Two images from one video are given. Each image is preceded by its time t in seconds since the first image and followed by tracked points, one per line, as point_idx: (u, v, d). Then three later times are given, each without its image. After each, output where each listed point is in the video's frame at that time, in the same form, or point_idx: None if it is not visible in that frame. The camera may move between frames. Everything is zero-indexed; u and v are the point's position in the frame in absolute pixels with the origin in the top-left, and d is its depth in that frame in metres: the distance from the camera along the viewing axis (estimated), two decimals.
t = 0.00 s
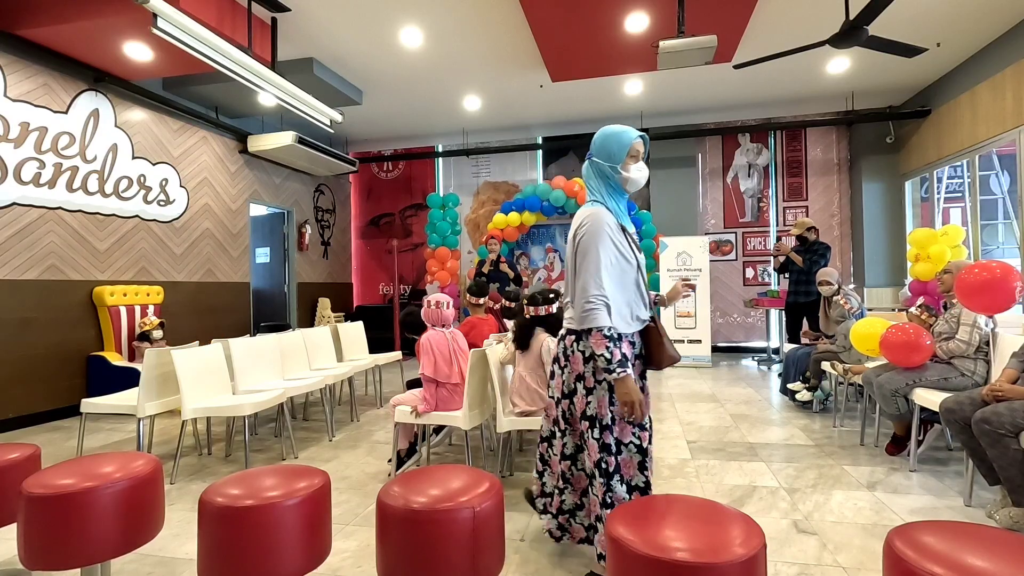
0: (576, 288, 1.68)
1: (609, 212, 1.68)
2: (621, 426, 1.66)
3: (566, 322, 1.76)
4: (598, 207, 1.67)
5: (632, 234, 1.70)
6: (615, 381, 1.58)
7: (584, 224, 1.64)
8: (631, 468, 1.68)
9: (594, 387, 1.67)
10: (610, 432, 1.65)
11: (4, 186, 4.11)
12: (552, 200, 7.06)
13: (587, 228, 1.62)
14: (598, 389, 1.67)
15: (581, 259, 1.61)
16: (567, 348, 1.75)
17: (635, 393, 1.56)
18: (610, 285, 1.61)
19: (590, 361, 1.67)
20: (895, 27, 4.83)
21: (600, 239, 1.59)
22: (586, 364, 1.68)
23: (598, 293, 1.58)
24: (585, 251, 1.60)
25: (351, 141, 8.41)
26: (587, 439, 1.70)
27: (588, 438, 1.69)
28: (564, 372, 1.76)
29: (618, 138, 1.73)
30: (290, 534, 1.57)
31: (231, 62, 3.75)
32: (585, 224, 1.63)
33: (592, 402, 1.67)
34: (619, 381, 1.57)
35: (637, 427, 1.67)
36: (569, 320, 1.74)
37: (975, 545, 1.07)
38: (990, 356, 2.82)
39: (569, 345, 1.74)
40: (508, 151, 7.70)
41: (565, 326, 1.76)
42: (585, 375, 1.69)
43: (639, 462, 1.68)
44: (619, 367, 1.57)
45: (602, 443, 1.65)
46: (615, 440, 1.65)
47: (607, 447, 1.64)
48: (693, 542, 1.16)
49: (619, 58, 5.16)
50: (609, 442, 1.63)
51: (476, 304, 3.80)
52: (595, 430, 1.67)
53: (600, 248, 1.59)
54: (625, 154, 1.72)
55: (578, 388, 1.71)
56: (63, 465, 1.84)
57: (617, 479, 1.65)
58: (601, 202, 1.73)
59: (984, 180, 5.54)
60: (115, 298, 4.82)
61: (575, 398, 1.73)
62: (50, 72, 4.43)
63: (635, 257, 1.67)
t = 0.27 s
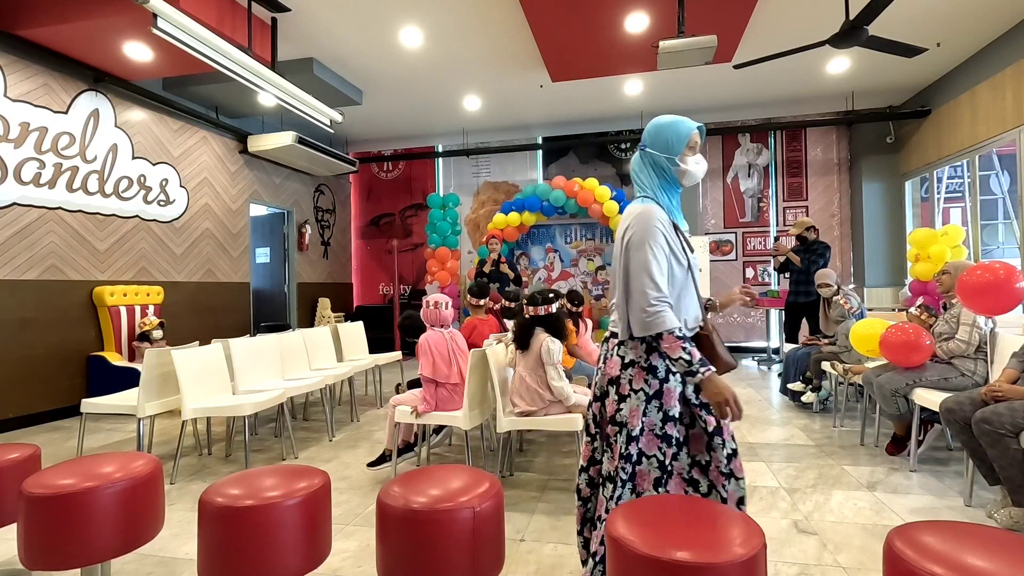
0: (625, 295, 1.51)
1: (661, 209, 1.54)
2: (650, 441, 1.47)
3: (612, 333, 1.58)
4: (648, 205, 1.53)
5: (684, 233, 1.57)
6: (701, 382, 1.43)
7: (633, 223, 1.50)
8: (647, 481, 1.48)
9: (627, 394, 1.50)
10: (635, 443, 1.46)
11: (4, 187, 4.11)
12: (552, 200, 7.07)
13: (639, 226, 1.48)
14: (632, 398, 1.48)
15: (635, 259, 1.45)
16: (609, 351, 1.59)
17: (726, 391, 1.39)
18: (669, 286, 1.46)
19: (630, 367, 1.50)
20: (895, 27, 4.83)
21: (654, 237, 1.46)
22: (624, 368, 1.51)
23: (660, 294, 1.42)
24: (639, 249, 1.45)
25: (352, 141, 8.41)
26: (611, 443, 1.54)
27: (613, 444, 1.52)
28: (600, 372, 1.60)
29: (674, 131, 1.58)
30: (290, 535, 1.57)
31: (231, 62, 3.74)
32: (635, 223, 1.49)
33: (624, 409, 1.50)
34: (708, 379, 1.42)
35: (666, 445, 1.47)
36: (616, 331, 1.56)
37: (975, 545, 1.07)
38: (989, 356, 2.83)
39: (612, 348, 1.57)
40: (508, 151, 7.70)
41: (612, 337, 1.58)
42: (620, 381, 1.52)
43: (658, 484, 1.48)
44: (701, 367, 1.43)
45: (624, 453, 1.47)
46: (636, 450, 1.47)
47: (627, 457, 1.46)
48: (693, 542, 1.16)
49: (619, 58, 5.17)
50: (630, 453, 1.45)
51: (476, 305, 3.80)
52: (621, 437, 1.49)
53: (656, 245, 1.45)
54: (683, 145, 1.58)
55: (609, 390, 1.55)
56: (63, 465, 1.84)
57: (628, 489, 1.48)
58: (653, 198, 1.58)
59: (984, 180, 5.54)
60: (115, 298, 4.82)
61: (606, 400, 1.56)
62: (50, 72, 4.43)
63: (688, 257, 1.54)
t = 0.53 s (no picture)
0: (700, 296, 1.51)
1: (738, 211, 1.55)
2: (721, 454, 1.50)
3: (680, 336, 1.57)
4: (726, 206, 1.53)
5: (761, 232, 1.56)
6: (772, 403, 1.43)
7: (708, 224, 1.51)
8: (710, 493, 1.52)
9: (703, 407, 1.51)
10: (706, 454, 1.50)
11: (5, 187, 4.11)
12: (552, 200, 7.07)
13: (714, 227, 1.49)
14: (710, 410, 1.50)
15: (712, 261, 1.48)
16: (685, 362, 1.58)
17: (799, 414, 1.39)
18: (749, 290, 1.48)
19: (708, 379, 1.51)
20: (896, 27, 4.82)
21: (732, 240, 1.47)
22: (701, 380, 1.52)
23: (739, 297, 1.44)
24: (715, 251, 1.48)
25: (352, 141, 8.41)
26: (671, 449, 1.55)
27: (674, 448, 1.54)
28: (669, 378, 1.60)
29: (750, 126, 1.56)
30: (290, 535, 1.57)
31: (231, 62, 3.74)
32: (710, 224, 1.50)
33: (698, 421, 1.52)
34: (778, 400, 1.42)
35: (735, 457, 1.51)
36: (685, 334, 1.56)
37: (975, 545, 1.07)
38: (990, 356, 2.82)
39: (687, 360, 1.57)
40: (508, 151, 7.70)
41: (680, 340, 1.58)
42: (696, 394, 1.52)
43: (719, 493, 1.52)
44: (776, 387, 1.43)
45: (691, 461, 1.50)
46: (707, 462, 1.50)
47: (696, 466, 1.50)
48: (693, 542, 1.16)
49: (619, 58, 5.16)
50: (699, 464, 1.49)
51: (477, 306, 3.80)
52: (690, 446, 1.52)
53: (732, 247, 1.47)
54: (758, 143, 1.56)
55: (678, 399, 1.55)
56: (64, 465, 1.84)
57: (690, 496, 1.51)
58: (727, 197, 1.59)
59: (984, 180, 5.53)
60: (116, 298, 4.82)
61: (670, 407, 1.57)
62: (51, 73, 4.43)
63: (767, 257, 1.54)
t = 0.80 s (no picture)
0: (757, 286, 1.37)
1: (811, 193, 1.35)
2: (848, 451, 1.28)
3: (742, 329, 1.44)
4: (796, 188, 1.34)
5: (841, 220, 1.36)
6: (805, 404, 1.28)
7: (775, 206, 1.33)
8: (868, 501, 1.28)
9: (791, 407, 1.34)
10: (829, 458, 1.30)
11: (5, 187, 4.11)
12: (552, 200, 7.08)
13: (782, 209, 1.30)
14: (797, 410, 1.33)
15: (774, 248, 1.31)
16: (751, 363, 1.42)
17: (827, 418, 1.25)
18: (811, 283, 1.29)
19: (780, 378, 1.34)
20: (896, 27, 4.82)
21: (798, 226, 1.28)
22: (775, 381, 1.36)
23: (795, 290, 1.27)
24: (777, 237, 1.30)
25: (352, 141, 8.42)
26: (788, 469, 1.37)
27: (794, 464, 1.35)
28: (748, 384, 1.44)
29: (839, 101, 1.35)
30: (290, 535, 1.57)
31: (231, 62, 3.74)
32: (779, 204, 1.32)
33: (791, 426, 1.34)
34: (811, 402, 1.26)
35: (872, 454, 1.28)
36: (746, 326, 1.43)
37: (975, 545, 1.07)
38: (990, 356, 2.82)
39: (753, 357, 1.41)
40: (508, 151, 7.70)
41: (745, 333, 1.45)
42: (775, 395, 1.36)
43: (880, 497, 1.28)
44: (812, 386, 1.26)
45: (817, 471, 1.32)
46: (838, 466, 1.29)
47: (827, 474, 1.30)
48: (693, 542, 1.16)
49: (620, 58, 5.16)
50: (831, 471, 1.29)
51: (478, 306, 3.80)
52: (800, 456, 1.34)
53: (799, 233, 1.28)
54: (844, 122, 1.35)
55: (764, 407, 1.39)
56: (64, 465, 1.84)
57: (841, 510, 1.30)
58: (800, 181, 1.39)
59: (984, 180, 5.52)
60: (116, 298, 4.82)
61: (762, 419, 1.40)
62: (51, 73, 4.43)
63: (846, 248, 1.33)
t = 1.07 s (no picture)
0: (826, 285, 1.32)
1: (899, 188, 1.27)
2: (959, 482, 1.16)
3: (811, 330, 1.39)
4: (882, 182, 1.27)
5: (937, 216, 1.26)
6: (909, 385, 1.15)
7: (858, 202, 1.27)
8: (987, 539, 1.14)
9: (892, 432, 1.22)
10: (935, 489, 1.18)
11: (6, 187, 4.11)
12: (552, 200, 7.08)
13: (864, 202, 1.25)
14: (899, 432, 1.21)
15: (851, 244, 1.25)
16: (841, 376, 1.32)
17: (950, 395, 1.11)
18: (889, 283, 1.22)
19: (883, 396, 1.24)
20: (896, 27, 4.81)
21: (881, 224, 1.22)
22: (876, 401, 1.24)
23: (865, 289, 1.22)
24: (853, 233, 1.26)
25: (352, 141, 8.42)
26: (889, 497, 1.24)
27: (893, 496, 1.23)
28: (839, 405, 1.33)
29: (941, 85, 1.24)
30: (290, 535, 1.57)
31: (231, 62, 3.74)
32: (862, 197, 1.26)
33: (892, 451, 1.22)
34: (920, 388, 1.14)
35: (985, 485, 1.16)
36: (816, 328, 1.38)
37: (976, 544, 1.07)
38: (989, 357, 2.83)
39: (843, 373, 1.31)
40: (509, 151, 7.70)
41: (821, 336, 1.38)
42: (874, 415, 1.24)
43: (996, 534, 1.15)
44: (907, 365, 1.15)
45: (922, 505, 1.19)
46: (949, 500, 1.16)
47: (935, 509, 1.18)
48: (694, 542, 1.16)
49: (620, 58, 5.16)
50: (941, 506, 1.16)
51: (480, 306, 3.81)
52: (902, 488, 1.21)
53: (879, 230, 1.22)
54: (949, 110, 1.24)
55: (862, 430, 1.27)
56: (64, 465, 1.84)
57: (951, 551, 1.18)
58: (889, 172, 1.31)
59: (985, 180, 5.52)
60: (116, 298, 4.82)
61: (859, 443, 1.28)
62: (51, 73, 4.43)
63: (940, 246, 1.23)
